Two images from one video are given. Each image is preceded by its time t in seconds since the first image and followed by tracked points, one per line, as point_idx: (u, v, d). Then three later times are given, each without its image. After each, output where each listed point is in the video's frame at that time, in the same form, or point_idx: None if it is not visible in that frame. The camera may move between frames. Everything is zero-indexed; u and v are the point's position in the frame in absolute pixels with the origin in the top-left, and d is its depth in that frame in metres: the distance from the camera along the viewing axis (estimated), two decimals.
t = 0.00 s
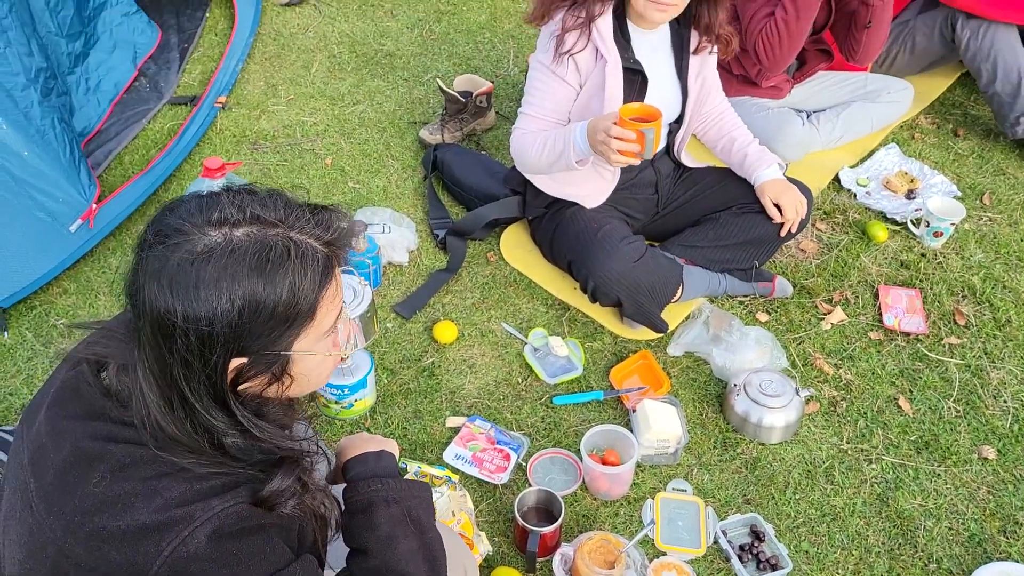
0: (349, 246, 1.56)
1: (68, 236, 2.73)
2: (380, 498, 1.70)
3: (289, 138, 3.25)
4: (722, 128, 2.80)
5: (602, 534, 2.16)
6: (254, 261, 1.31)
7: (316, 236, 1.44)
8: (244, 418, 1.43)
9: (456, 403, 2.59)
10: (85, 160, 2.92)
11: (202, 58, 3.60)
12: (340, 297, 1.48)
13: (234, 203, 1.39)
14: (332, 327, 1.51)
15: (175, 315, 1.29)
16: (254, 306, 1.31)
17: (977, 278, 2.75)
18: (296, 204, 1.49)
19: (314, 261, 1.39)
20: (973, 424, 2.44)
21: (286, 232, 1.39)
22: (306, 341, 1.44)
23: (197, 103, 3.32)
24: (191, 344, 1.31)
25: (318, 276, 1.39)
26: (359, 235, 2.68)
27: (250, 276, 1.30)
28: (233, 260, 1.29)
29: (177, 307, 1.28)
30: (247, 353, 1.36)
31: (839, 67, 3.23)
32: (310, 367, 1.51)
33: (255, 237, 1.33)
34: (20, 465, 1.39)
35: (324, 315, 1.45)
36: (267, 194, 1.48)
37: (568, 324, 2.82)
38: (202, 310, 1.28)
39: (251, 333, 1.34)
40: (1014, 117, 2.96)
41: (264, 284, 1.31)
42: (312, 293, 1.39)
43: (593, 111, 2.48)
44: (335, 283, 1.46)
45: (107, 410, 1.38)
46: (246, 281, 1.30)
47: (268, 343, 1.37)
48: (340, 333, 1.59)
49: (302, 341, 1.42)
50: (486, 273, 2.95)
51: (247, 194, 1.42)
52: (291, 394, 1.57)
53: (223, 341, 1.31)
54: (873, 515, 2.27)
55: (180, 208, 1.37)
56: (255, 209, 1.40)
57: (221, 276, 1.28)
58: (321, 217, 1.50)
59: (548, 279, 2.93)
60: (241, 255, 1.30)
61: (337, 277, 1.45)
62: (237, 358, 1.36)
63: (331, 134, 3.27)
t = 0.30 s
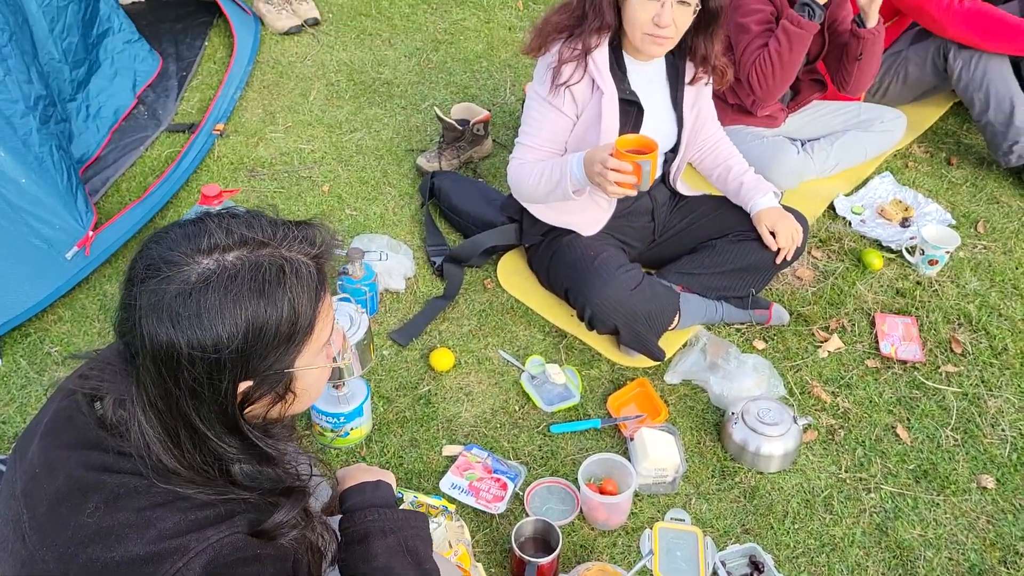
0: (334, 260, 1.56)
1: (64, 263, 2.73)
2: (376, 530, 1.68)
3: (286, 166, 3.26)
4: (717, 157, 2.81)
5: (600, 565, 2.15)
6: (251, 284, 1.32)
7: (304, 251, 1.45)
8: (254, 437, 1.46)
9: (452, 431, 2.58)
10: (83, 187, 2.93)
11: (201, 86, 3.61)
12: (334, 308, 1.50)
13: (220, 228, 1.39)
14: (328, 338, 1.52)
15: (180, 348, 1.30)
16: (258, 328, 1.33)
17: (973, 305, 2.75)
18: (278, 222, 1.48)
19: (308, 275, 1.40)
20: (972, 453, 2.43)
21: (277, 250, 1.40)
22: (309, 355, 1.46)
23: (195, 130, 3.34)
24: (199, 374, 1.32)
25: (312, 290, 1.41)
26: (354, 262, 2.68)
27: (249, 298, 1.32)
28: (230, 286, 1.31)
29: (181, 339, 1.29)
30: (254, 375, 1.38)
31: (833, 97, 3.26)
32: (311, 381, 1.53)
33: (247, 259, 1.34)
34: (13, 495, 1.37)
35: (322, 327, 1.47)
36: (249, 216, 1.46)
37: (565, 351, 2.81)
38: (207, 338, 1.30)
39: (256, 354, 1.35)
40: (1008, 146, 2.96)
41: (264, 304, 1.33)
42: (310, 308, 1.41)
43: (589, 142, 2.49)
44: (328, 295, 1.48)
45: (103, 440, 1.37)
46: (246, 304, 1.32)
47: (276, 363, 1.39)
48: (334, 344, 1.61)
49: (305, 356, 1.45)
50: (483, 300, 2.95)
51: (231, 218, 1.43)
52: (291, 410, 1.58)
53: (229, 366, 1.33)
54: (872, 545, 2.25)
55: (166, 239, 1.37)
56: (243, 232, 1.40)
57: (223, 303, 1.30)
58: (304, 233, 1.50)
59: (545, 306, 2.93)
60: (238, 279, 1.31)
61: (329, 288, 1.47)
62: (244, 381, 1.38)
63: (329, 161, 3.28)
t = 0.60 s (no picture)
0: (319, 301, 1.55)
1: (50, 292, 2.71)
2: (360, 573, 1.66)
3: (276, 193, 3.25)
4: (706, 186, 2.82)
5: None
6: (226, 326, 1.30)
7: (286, 295, 1.43)
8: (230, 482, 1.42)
9: (442, 463, 2.55)
10: (71, 215, 2.91)
11: (190, 112, 3.59)
12: (316, 352, 1.47)
13: (200, 269, 1.37)
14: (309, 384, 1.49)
15: (152, 389, 1.28)
16: (230, 372, 1.30)
17: (962, 334, 2.75)
18: (260, 263, 1.47)
19: (287, 319, 1.38)
20: (963, 483, 2.41)
21: (257, 293, 1.38)
22: (286, 401, 1.42)
23: (185, 157, 3.32)
24: (169, 417, 1.29)
25: (290, 334, 1.38)
26: (344, 292, 2.66)
27: (223, 341, 1.29)
28: (205, 328, 1.29)
29: (152, 381, 1.27)
30: (227, 420, 1.34)
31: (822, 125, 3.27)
32: (289, 427, 1.48)
33: (225, 301, 1.32)
34: None
35: (301, 373, 1.43)
36: (230, 257, 1.45)
37: (554, 380, 2.79)
38: (179, 380, 1.27)
39: (229, 399, 1.32)
40: (994, 175, 2.97)
41: (238, 348, 1.30)
42: (287, 353, 1.37)
43: (580, 171, 2.50)
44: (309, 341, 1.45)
45: (79, 485, 1.33)
46: (220, 347, 1.29)
47: (249, 408, 1.35)
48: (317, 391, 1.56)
49: (281, 401, 1.41)
50: (473, 328, 2.93)
51: (213, 258, 1.41)
52: (270, 455, 1.53)
53: (201, 409, 1.30)
54: None
55: (146, 278, 1.36)
56: (222, 274, 1.38)
57: (195, 345, 1.27)
58: (287, 274, 1.49)
59: (535, 335, 2.91)
60: (213, 321, 1.29)
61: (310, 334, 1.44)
62: (215, 426, 1.34)
63: (319, 188, 3.28)
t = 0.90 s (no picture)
0: (254, 360, 1.55)
1: None
2: None
3: (234, 228, 3.20)
4: (664, 222, 2.84)
5: None
6: (117, 373, 1.30)
7: (205, 350, 1.43)
8: (130, 540, 1.40)
9: (401, 505, 2.50)
10: (22, 253, 2.84)
11: (147, 146, 3.54)
12: (234, 417, 1.42)
13: (119, 316, 1.42)
14: (228, 450, 1.44)
15: (43, 430, 1.30)
16: (113, 421, 1.29)
17: (916, 367, 2.79)
18: (189, 316, 1.50)
19: (190, 373, 1.35)
20: (919, 517, 2.41)
21: (167, 344, 1.39)
22: (190, 463, 1.38)
23: (140, 193, 3.26)
24: (54, 458, 1.31)
25: (191, 390, 1.35)
26: (302, 331, 2.60)
27: (110, 388, 1.29)
28: (97, 372, 1.30)
29: (45, 423, 1.30)
30: (116, 473, 1.32)
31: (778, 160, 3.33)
32: (202, 494, 1.44)
33: (129, 345, 1.35)
34: None
35: (207, 434, 1.39)
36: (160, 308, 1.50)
37: (516, 418, 2.76)
38: (65, 424, 1.29)
39: (114, 449, 1.30)
40: (944, 210, 3.06)
41: (125, 398, 1.29)
42: (182, 408, 1.34)
43: (537, 211, 2.50)
44: (224, 402, 1.40)
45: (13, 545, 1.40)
46: (107, 394, 1.29)
47: (140, 462, 1.33)
48: (249, 462, 1.50)
49: (181, 461, 1.37)
50: (434, 365, 2.89)
51: (140, 309, 1.45)
52: (193, 522, 1.49)
53: (84, 457, 1.29)
54: None
55: (73, 325, 1.42)
56: (140, 321, 1.42)
57: (81, 388, 1.29)
58: (217, 329, 1.52)
59: (497, 371, 2.87)
60: (106, 366, 1.31)
61: (224, 394, 1.40)
62: (104, 478, 1.33)
63: (278, 223, 3.23)
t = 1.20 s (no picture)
0: (175, 428, 1.60)
1: None
2: None
3: (173, 274, 3.13)
4: (609, 261, 2.88)
5: None
6: (31, 455, 1.32)
7: (123, 425, 1.46)
8: None
9: (346, 556, 2.41)
10: None
11: (83, 191, 3.44)
12: (156, 492, 1.47)
13: (30, 392, 1.44)
14: (150, 527, 1.48)
15: None
16: (26, 504, 1.29)
17: (855, 400, 2.84)
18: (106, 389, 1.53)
19: (108, 451, 1.39)
20: (863, 550, 2.42)
21: (84, 420, 1.41)
22: (108, 543, 1.41)
23: (75, 239, 3.16)
24: None
25: (110, 468, 1.38)
26: (243, 379, 2.53)
27: (25, 471, 1.30)
28: (10, 454, 1.31)
29: None
30: (30, 558, 1.33)
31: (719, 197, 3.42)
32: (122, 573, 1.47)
33: (43, 424, 1.36)
34: None
35: (129, 513, 1.43)
36: (76, 380, 1.53)
37: (464, 463, 2.72)
38: None
39: (27, 534, 1.30)
40: (877, 243, 3.16)
41: (39, 480, 1.30)
42: (101, 487, 1.36)
43: (481, 254, 2.50)
44: (145, 478, 1.45)
45: None
46: (21, 477, 1.30)
47: (56, 547, 1.34)
48: (168, 538, 1.55)
49: (103, 543, 1.40)
50: (380, 411, 2.84)
51: (52, 384, 1.47)
52: None
53: None
54: None
55: None
56: (54, 398, 1.43)
57: None
58: (137, 403, 1.55)
59: (441, 413, 2.84)
60: (20, 448, 1.32)
61: (145, 471, 1.44)
62: (16, 565, 1.32)
63: (219, 268, 3.17)
